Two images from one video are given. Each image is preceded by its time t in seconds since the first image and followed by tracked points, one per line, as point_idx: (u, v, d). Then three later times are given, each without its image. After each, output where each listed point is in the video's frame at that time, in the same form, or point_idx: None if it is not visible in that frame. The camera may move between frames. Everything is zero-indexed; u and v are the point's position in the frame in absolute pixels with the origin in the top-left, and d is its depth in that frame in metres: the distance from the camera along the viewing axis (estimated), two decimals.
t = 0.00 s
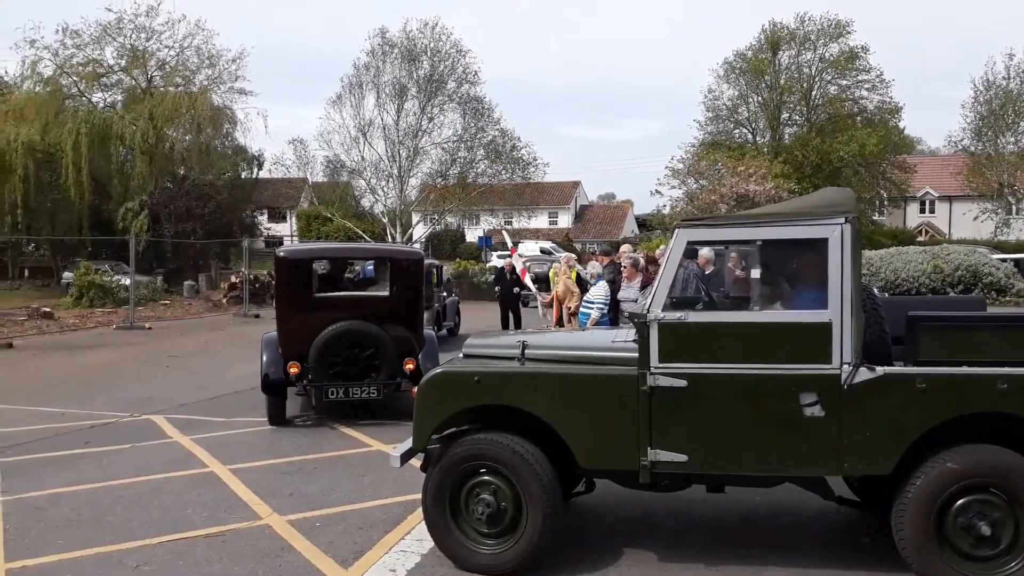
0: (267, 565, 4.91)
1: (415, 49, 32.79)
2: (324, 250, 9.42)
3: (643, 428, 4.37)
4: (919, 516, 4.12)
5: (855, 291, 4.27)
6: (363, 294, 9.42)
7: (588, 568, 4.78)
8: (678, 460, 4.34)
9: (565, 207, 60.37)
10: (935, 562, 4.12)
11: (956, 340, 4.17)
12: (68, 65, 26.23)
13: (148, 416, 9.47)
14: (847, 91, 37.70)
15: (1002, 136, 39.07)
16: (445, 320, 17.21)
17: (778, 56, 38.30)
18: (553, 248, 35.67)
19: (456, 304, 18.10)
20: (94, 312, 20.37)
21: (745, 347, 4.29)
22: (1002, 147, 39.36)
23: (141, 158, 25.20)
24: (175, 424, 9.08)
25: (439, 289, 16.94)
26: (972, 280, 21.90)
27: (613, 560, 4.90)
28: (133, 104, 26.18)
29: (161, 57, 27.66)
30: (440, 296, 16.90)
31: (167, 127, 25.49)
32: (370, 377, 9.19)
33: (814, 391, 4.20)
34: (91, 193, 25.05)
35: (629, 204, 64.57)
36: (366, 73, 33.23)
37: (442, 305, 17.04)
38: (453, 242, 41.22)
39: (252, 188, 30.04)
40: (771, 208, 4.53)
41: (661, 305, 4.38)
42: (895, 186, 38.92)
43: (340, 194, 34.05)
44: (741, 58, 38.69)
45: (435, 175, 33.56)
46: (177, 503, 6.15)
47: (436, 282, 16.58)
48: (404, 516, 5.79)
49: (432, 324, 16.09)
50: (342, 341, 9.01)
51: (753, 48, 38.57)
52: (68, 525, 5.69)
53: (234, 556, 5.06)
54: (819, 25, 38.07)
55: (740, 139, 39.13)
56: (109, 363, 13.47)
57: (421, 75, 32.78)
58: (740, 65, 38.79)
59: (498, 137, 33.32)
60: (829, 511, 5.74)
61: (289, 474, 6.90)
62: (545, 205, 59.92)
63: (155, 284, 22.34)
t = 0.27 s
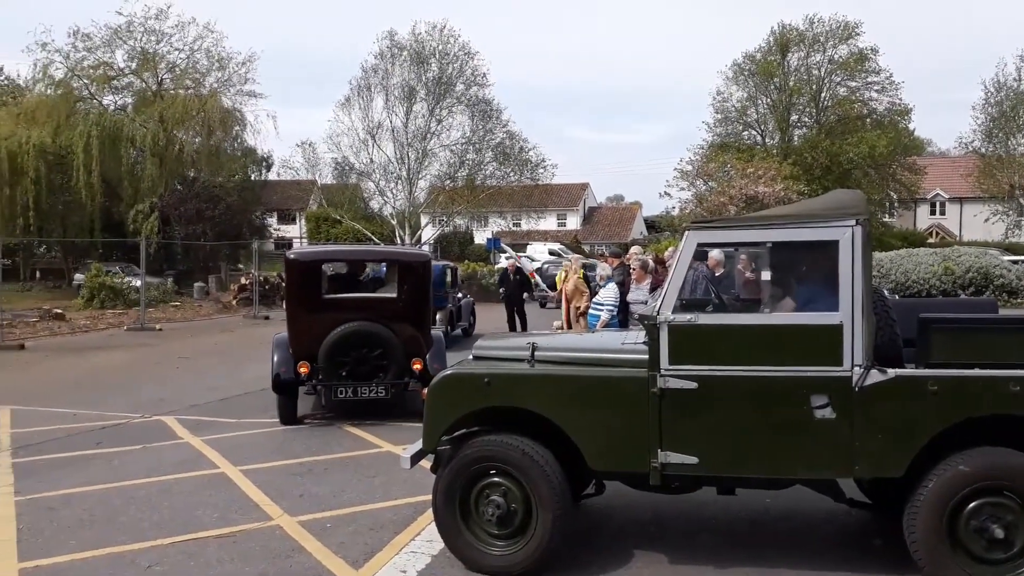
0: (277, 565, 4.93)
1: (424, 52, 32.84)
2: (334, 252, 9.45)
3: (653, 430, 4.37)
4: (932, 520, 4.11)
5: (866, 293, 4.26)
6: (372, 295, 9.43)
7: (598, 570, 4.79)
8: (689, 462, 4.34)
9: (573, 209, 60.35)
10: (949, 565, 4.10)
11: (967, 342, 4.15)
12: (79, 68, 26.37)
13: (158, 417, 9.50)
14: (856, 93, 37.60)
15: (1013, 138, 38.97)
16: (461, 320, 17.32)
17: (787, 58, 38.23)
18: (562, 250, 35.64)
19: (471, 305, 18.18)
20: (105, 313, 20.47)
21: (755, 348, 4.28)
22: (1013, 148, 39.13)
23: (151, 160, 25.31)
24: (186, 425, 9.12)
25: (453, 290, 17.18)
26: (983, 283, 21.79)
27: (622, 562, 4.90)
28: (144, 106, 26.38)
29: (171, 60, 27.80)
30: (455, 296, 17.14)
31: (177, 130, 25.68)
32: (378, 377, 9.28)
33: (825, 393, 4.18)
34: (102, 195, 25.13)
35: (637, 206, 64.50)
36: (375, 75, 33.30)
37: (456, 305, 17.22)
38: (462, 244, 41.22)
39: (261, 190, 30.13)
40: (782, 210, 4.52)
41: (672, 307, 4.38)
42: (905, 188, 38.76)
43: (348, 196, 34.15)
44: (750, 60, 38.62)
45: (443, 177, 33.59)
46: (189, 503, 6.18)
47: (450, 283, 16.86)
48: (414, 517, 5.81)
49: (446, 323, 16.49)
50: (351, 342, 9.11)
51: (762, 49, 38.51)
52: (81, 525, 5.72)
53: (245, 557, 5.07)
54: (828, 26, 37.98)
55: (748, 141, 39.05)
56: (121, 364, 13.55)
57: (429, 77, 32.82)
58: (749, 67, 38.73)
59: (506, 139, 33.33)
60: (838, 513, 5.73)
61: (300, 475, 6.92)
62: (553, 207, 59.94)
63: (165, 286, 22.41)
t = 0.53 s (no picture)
0: (285, 563, 4.94)
1: (431, 50, 32.85)
2: (342, 251, 9.49)
3: (660, 430, 4.36)
4: (938, 520, 4.10)
5: (874, 292, 4.25)
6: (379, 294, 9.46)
7: (605, 569, 4.79)
8: (695, 462, 4.33)
9: (580, 207, 60.29)
10: (956, 565, 4.09)
11: (976, 343, 4.14)
12: (88, 67, 26.48)
13: (166, 415, 9.54)
14: (865, 91, 37.48)
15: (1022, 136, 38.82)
16: (474, 317, 17.46)
17: (795, 55, 38.13)
18: (568, 248, 35.61)
19: (485, 302, 18.31)
20: (112, 311, 20.54)
21: (763, 348, 4.27)
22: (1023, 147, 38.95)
23: (159, 158, 25.38)
24: (194, 423, 9.15)
25: (467, 288, 17.42)
26: (992, 282, 21.69)
27: (629, 561, 4.90)
28: (152, 104, 26.43)
29: (179, 58, 27.87)
30: (468, 294, 17.36)
31: (185, 128, 25.87)
32: (384, 374, 9.31)
33: (833, 393, 4.18)
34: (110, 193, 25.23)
35: (644, 204, 64.39)
36: (382, 73, 33.33)
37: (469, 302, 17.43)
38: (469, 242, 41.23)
39: (269, 188, 30.20)
40: (791, 209, 4.51)
41: (679, 306, 4.38)
42: (913, 186, 38.61)
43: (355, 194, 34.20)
44: (758, 58, 38.52)
45: (450, 175, 33.62)
46: (197, 501, 6.20)
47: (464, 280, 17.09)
48: (420, 515, 5.81)
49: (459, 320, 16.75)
50: (357, 339, 9.12)
51: (770, 47, 38.41)
52: (89, 523, 5.75)
53: (253, 555, 5.09)
54: (836, 24, 37.86)
55: (756, 139, 38.96)
56: (129, 362, 13.61)
57: (436, 75, 32.85)
58: (756, 65, 38.63)
59: (513, 138, 33.33)
60: (845, 513, 5.72)
61: (307, 473, 6.93)
62: (560, 205, 59.89)
63: (172, 284, 22.46)
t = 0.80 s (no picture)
0: (284, 564, 4.92)
1: (430, 49, 32.80)
2: (342, 251, 9.48)
3: (660, 431, 4.35)
4: (939, 521, 4.08)
5: (874, 292, 4.23)
6: (378, 293, 9.46)
7: (606, 569, 4.77)
8: (696, 462, 4.32)
9: (580, 206, 60.26)
10: (957, 566, 4.08)
11: (977, 342, 4.12)
12: (87, 66, 26.45)
13: (165, 415, 9.52)
14: (865, 90, 37.46)
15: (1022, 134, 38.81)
16: (483, 314, 17.72)
17: (795, 54, 38.09)
18: (568, 247, 35.57)
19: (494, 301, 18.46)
20: (112, 311, 20.53)
21: (762, 347, 4.26)
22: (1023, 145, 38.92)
23: (159, 158, 25.35)
24: (193, 423, 9.13)
25: (475, 286, 17.62)
26: (992, 280, 21.68)
27: (629, 562, 4.88)
28: (151, 104, 26.42)
29: (178, 58, 27.83)
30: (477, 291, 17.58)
31: (183, 128, 25.85)
32: (383, 372, 9.30)
33: (833, 393, 4.16)
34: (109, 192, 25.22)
35: (644, 203, 64.35)
36: (381, 72, 33.28)
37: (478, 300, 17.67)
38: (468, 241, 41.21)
39: (268, 188, 30.19)
40: (791, 208, 4.49)
41: (679, 306, 4.36)
42: (914, 184, 38.60)
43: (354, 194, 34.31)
44: (758, 56, 38.46)
45: (450, 174, 33.60)
46: (197, 502, 6.18)
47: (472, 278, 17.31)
48: (421, 515, 5.80)
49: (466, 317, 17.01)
50: (355, 338, 9.09)
51: (770, 46, 38.35)
52: (89, 523, 5.73)
53: (253, 555, 5.07)
54: (836, 23, 37.82)
55: (756, 138, 38.93)
56: (128, 362, 13.59)
57: (435, 74, 32.82)
58: (756, 63, 38.57)
59: (512, 137, 33.29)
60: (846, 513, 5.71)
61: (306, 473, 6.92)
62: (560, 204, 59.86)
63: (172, 284, 22.44)
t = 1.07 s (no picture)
0: (285, 566, 4.92)
1: (431, 51, 32.81)
2: (344, 252, 9.49)
3: (661, 433, 4.35)
4: (940, 524, 4.08)
5: (875, 295, 4.23)
6: (380, 295, 9.48)
7: (608, 571, 4.77)
8: (696, 464, 4.32)
9: (581, 208, 60.27)
10: (957, 568, 4.07)
11: (978, 345, 4.12)
12: (88, 67, 26.46)
13: (166, 416, 9.52)
14: (866, 92, 37.46)
15: None
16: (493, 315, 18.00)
17: (796, 56, 38.09)
18: (569, 249, 35.57)
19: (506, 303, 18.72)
20: (113, 312, 20.55)
21: (763, 349, 4.26)
22: None
23: (160, 159, 25.36)
24: (194, 424, 9.14)
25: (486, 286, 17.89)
26: (993, 283, 21.67)
27: (631, 563, 4.88)
28: (152, 105, 26.45)
29: (180, 59, 27.87)
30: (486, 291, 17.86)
31: (185, 129, 25.87)
32: (383, 371, 9.33)
33: (834, 395, 4.16)
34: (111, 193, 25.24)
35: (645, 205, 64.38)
36: (382, 74, 33.30)
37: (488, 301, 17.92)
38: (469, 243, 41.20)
39: (269, 189, 30.20)
40: (792, 210, 4.49)
41: (680, 308, 4.37)
42: (915, 187, 38.58)
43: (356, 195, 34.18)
44: (758, 59, 38.46)
45: (450, 176, 33.63)
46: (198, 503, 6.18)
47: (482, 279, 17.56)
48: (421, 517, 5.80)
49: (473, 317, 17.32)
50: (356, 338, 9.11)
51: (771, 48, 38.34)
52: (91, 525, 5.73)
53: (254, 557, 5.07)
54: (837, 25, 37.82)
55: (757, 140, 38.95)
56: (129, 363, 13.59)
57: (436, 76, 32.84)
58: (757, 66, 38.56)
59: (513, 139, 33.31)
60: (846, 515, 5.71)
61: (307, 475, 6.92)
62: (561, 206, 59.89)
63: (173, 286, 22.45)
